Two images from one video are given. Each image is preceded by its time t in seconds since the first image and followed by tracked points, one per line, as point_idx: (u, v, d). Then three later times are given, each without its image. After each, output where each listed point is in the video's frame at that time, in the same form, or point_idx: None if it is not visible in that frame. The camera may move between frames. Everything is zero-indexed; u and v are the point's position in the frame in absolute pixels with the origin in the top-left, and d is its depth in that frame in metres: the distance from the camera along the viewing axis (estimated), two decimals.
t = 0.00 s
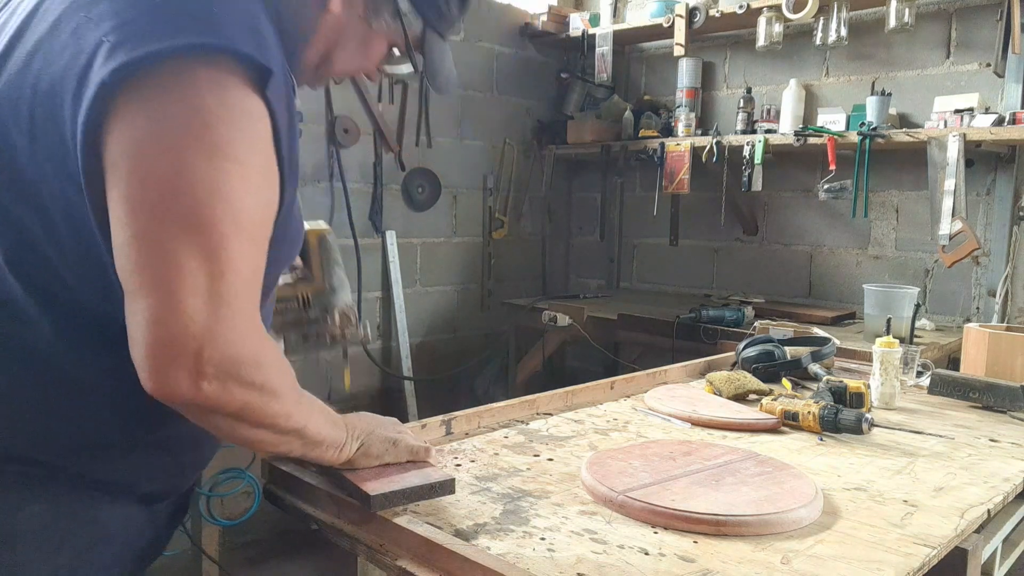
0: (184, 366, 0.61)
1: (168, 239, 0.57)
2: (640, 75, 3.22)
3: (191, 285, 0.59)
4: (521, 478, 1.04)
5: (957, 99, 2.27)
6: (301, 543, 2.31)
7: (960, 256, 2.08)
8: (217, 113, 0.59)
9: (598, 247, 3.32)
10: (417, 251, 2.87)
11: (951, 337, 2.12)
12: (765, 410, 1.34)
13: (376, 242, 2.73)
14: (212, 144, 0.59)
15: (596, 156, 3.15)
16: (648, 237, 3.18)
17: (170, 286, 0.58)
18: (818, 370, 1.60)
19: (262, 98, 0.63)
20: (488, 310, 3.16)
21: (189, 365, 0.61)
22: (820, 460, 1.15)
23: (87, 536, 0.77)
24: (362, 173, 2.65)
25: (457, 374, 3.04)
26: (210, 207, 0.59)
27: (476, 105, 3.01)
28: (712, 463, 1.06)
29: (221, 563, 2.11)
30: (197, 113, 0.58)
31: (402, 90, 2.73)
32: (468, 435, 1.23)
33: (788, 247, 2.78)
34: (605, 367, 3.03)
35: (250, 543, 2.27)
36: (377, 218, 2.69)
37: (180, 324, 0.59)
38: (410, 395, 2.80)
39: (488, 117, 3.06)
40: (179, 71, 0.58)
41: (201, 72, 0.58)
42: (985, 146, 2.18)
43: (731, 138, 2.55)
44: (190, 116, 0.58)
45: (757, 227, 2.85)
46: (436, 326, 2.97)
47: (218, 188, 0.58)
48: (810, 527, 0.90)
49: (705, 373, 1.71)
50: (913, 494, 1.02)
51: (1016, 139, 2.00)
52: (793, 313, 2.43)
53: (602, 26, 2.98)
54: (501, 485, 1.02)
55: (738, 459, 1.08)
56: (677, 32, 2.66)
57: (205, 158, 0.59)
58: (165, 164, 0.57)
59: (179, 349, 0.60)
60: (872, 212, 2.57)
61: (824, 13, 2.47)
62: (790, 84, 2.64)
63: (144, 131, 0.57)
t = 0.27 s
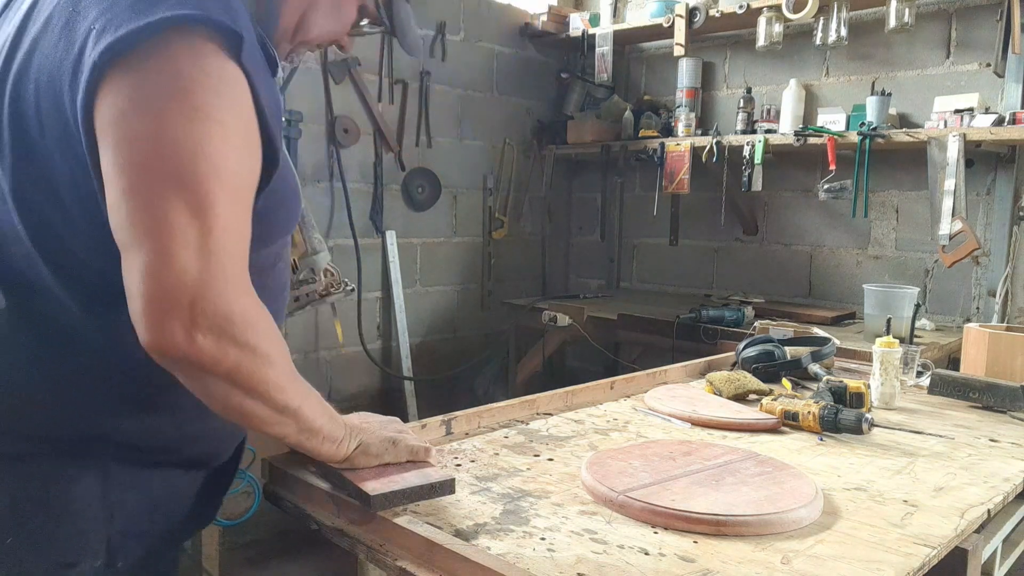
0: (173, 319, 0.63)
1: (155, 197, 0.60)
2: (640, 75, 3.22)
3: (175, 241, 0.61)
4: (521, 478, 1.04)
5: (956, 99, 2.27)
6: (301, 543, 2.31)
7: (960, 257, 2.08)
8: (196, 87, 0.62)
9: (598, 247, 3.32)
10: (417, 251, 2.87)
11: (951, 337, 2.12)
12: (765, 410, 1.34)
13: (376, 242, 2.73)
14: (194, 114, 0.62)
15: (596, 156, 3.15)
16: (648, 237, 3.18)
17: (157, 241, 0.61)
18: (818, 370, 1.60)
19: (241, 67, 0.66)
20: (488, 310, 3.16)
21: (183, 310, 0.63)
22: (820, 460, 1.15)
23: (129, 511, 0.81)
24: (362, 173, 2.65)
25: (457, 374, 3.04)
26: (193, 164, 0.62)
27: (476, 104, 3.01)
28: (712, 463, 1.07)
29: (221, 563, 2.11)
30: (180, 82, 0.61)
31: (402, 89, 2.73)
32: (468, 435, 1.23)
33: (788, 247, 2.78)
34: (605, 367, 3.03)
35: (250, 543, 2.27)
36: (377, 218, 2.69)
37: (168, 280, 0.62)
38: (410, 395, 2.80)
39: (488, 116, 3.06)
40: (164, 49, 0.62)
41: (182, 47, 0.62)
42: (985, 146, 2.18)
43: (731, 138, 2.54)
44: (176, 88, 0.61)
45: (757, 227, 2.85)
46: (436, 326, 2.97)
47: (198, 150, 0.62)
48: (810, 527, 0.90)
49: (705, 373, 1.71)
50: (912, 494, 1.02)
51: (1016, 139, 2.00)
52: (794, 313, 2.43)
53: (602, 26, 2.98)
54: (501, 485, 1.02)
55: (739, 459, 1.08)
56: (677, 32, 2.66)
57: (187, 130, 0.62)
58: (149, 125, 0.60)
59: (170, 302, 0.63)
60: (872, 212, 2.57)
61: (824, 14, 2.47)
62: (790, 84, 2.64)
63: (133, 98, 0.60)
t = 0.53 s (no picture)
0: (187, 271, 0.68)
1: (159, 161, 0.64)
2: (639, 76, 3.22)
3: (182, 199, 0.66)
4: (520, 478, 1.04)
5: (957, 99, 2.27)
6: (301, 543, 2.31)
7: (960, 257, 2.07)
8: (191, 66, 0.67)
9: (598, 247, 3.32)
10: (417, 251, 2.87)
11: (951, 337, 2.12)
12: (765, 410, 1.34)
13: (376, 242, 2.73)
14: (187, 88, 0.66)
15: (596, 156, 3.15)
16: (648, 237, 3.18)
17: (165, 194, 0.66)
18: (818, 370, 1.60)
19: (224, 51, 0.70)
20: (488, 310, 3.16)
21: (188, 246, 0.67)
22: (820, 460, 1.15)
23: (142, 486, 0.77)
24: (362, 173, 2.65)
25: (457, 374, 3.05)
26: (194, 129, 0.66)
27: (477, 104, 3.01)
28: (712, 463, 1.07)
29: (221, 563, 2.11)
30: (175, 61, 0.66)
31: (402, 89, 2.73)
32: (468, 435, 1.23)
33: (788, 247, 2.78)
34: (605, 366, 3.03)
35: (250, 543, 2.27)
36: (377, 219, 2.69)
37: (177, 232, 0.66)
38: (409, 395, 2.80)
39: (488, 116, 3.06)
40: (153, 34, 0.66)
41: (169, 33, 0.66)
42: (985, 146, 2.19)
43: (731, 138, 2.55)
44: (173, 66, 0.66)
45: (757, 227, 2.85)
46: (436, 326, 2.97)
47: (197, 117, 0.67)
48: (810, 527, 0.90)
49: (705, 373, 1.71)
50: (912, 494, 1.02)
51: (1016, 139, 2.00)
52: (794, 313, 2.43)
53: (602, 26, 2.98)
54: (501, 486, 1.02)
55: (738, 460, 1.08)
56: (677, 32, 2.66)
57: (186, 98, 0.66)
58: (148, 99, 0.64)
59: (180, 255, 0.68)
60: (872, 212, 2.57)
61: (824, 14, 2.47)
62: (790, 84, 2.64)
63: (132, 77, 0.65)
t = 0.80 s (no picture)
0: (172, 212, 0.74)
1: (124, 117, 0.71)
2: (639, 76, 3.22)
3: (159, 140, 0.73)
4: (520, 478, 1.04)
5: (957, 99, 2.27)
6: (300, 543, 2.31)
7: (960, 257, 2.07)
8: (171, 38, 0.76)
9: (598, 247, 3.32)
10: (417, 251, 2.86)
11: (951, 337, 2.12)
12: (765, 410, 1.34)
13: (376, 242, 2.73)
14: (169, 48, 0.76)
15: (596, 157, 3.15)
16: (648, 237, 3.19)
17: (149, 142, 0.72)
18: (818, 370, 1.60)
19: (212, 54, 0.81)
20: (488, 310, 3.15)
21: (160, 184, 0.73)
22: (820, 460, 1.15)
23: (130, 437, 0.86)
24: (362, 173, 2.65)
25: (457, 374, 3.04)
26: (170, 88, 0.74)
27: (477, 104, 3.01)
28: (712, 463, 1.06)
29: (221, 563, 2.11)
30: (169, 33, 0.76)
31: (402, 89, 2.73)
32: (468, 435, 1.23)
33: (788, 247, 2.78)
34: (605, 366, 3.02)
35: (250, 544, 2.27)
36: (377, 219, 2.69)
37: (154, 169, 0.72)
38: (409, 395, 2.80)
39: (488, 116, 3.06)
40: (148, 15, 0.77)
41: (161, 13, 0.77)
42: (985, 146, 2.18)
43: (731, 138, 2.55)
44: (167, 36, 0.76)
45: (757, 227, 2.85)
46: (436, 326, 2.97)
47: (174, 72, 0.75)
48: (810, 527, 0.90)
49: (705, 373, 1.71)
50: (913, 494, 1.02)
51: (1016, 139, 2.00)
52: (794, 313, 2.43)
53: (602, 26, 2.98)
54: (501, 485, 1.02)
55: (738, 460, 1.08)
56: (677, 32, 2.66)
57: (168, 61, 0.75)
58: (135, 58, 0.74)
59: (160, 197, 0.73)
60: (872, 212, 2.57)
61: (824, 13, 2.47)
62: (790, 84, 2.64)
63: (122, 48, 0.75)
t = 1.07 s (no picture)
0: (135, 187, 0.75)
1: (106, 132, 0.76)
2: (640, 76, 3.22)
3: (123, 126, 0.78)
4: (521, 478, 1.04)
5: (957, 99, 2.27)
6: (300, 543, 2.31)
7: (960, 257, 2.07)
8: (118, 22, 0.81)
9: (598, 247, 3.32)
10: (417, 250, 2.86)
11: (951, 337, 2.12)
12: (765, 410, 1.34)
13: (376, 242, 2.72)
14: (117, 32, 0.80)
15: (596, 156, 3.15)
16: (648, 236, 3.19)
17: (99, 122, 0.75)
18: (817, 370, 1.60)
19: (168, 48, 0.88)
20: (488, 310, 3.15)
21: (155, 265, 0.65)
22: (820, 460, 1.15)
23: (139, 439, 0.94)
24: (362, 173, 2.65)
25: (457, 374, 3.04)
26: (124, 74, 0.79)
27: (477, 104, 3.01)
28: (712, 463, 1.07)
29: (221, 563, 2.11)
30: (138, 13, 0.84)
31: (402, 89, 2.73)
32: (468, 435, 1.23)
33: (788, 247, 2.78)
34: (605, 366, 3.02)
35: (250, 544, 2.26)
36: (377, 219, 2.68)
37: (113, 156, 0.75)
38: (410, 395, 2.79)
39: (488, 116, 3.06)
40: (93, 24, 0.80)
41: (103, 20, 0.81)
42: (985, 146, 2.18)
43: (731, 138, 2.55)
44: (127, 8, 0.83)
45: (757, 227, 2.85)
46: (436, 326, 2.97)
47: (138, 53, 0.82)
48: (810, 526, 0.90)
49: (705, 373, 1.71)
50: (912, 494, 1.02)
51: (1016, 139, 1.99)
52: (794, 313, 2.43)
53: (602, 26, 2.98)
54: (501, 485, 1.02)
55: (739, 460, 1.08)
56: (677, 32, 2.65)
57: (116, 47, 0.79)
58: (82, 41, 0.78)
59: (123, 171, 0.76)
60: (872, 212, 2.57)
61: (824, 13, 2.47)
62: (790, 84, 2.64)
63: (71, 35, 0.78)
